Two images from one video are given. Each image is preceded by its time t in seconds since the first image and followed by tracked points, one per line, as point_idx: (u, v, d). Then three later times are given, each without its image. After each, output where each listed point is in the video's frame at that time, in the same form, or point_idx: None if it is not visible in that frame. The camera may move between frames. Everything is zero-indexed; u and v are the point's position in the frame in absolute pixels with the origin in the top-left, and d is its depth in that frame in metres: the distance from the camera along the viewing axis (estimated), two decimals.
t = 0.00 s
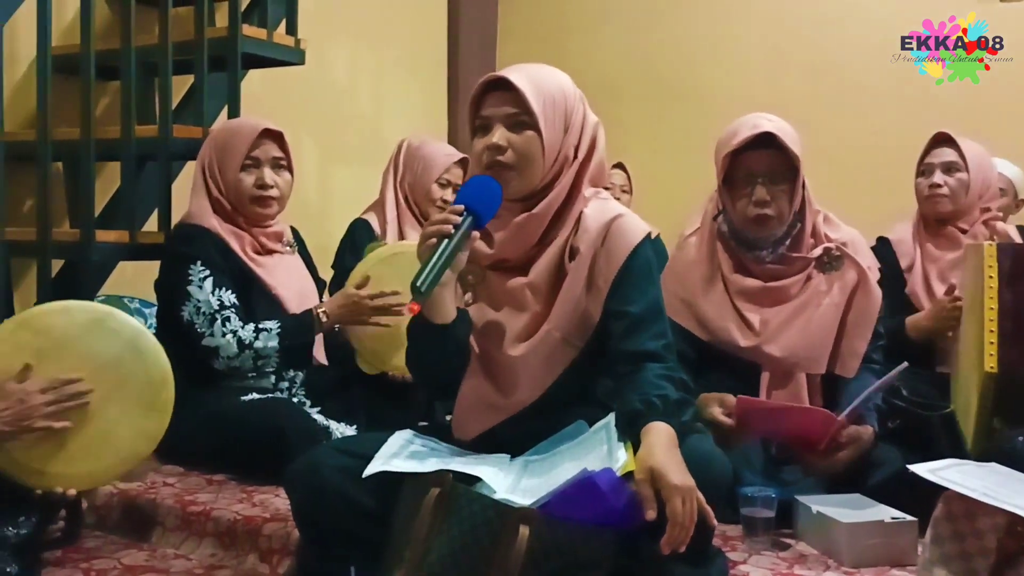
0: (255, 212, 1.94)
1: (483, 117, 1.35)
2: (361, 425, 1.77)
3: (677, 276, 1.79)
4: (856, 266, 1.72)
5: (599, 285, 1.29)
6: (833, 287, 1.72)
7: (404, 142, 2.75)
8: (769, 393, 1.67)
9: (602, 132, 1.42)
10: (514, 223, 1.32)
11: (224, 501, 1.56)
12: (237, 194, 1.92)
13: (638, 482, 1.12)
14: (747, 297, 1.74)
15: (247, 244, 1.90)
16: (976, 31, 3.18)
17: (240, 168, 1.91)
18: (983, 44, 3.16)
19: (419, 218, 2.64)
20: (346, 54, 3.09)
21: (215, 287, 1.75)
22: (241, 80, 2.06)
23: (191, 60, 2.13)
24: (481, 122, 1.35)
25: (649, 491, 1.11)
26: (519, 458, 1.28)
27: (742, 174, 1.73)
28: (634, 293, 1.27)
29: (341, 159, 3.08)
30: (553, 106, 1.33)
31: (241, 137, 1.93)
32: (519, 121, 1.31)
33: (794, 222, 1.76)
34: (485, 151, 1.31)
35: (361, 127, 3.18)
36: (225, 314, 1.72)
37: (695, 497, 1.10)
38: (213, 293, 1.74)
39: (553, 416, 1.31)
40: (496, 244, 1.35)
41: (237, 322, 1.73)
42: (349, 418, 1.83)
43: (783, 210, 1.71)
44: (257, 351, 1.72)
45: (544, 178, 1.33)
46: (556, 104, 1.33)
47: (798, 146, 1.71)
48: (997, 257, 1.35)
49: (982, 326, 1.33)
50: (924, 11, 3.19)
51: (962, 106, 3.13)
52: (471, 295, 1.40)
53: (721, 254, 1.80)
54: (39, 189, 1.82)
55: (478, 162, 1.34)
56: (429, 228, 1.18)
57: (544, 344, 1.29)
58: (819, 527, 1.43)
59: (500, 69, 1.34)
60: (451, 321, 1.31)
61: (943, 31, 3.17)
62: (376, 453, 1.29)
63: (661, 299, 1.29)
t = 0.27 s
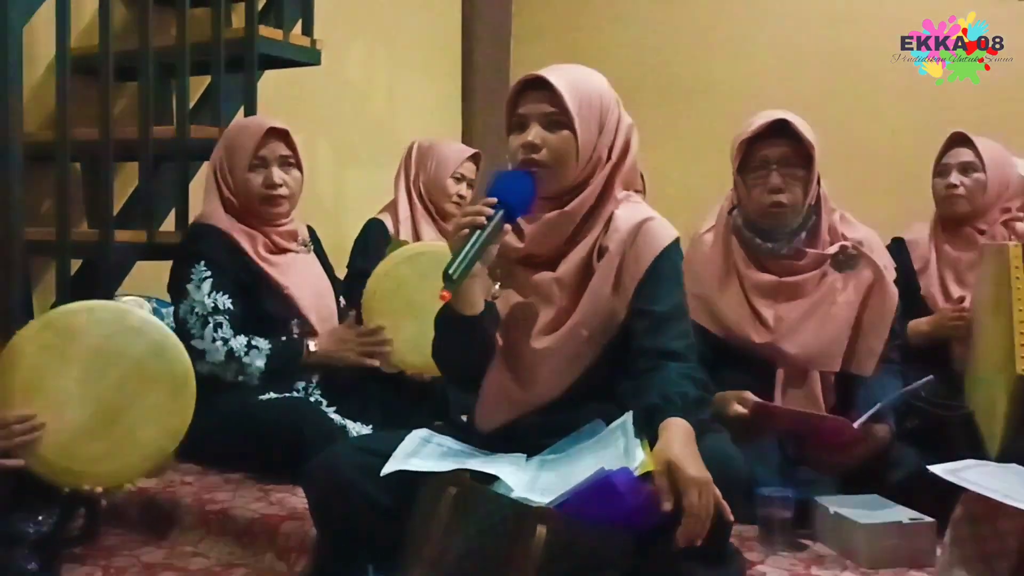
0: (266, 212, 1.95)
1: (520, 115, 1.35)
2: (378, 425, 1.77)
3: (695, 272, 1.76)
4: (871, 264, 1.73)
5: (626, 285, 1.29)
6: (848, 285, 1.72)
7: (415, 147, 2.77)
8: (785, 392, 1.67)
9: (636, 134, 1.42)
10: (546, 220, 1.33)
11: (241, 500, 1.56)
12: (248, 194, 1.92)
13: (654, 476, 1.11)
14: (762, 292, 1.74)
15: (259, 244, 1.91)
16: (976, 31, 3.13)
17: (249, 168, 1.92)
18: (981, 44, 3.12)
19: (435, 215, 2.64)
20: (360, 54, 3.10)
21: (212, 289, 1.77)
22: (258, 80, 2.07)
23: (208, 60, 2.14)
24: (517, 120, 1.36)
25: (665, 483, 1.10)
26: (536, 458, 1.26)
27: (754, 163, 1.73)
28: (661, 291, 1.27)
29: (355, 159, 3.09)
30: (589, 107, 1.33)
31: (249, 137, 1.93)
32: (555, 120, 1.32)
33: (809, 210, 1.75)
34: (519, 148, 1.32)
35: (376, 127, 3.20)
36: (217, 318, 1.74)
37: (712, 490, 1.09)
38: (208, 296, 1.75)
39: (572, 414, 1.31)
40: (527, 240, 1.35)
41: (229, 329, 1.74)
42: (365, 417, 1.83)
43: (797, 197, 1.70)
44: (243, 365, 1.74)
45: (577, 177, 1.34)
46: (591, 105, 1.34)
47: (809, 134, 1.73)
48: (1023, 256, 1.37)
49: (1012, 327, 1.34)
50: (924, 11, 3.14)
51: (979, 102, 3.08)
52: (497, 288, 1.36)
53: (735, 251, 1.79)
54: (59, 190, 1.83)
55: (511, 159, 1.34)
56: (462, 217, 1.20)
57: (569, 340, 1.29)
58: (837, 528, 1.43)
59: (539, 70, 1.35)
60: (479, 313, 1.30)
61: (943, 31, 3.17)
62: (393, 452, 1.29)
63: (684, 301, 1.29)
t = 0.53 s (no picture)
0: (278, 213, 1.95)
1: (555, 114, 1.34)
2: (393, 424, 1.78)
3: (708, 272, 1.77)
4: (886, 263, 1.71)
5: (652, 286, 1.29)
6: (861, 283, 1.71)
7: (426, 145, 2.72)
8: (798, 390, 1.66)
9: (671, 136, 1.40)
10: (577, 219, 1.33)
11: (256, 499, 1.57)
12: (260, 195, 1.93)
13: (671, 471, 1.11)
14: (775, 288, 1.73)
15: (273, 245, 1.92)
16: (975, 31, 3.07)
17: (261, 171, 1.92)
18: (982, 44, 3.06)
19: (447, 214, 2.66)
20: (373, 55, 3.11)
21: (223, 289, 1.79)
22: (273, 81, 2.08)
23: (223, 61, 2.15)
24: (552, 119, 1.34)
25: (681, 477, 1.11)
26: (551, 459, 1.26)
27: (766, 156, 1.72)
28: (685, 292, 1.27)
29: (369, 159, 3.10)
30: (624, 109, 1.33)
31: (260, 140, 1.93)
32: (591, 122, 1.31)
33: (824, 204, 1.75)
34: (553, 147, 1.31)
35: (389, 127, 3.21)
36: (228, 317, 1.76)
37: (728, 485, 1.10)
38: (220, 295, 1.78)
39: (590, 412, 1.31)
40: (556, 236, 1.35)
41: (240, 327, 1.77)
42: (381, 416, 1.84)
43: (809, 188, 1.70)
44: (252, 365, 1.76)
45: (610, 178, 1.33)
46: (627, 107, 1.33)
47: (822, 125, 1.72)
48: None
49: None
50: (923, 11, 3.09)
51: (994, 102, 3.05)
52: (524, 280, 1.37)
53: (748, 247, 1.79)
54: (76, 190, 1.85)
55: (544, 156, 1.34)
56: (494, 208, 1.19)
57: (593, 337, 1.29)
58: (852, 528, 1.42)
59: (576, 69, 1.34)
60: (505, 304, 1.30)
61: (943, 31, 3.08)
62: (409, 450, 1.29)
63: (708, 302, 1.29)
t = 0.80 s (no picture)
0: (298, 211, 1.96)
1: (581, 116, 1.34)
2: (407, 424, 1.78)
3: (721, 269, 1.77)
4: (900, 264, 1.71)
5: (673, 289, 1.29)
6: (875, 283, 1.71)
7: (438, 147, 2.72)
8: (811, 390, 1.66)
9: (699, 138, 1.39)
10: (601, 220, 1.33)
11: (271, 499, 1.57)
12: (282, 193, 1.94)
13: (685, 468, 1.11)
14: (789, 286, 1.72)
15: (292, 243, 1.93)
16: (975, 31, 3.08)
17: (284, 168, 1.93)
18: (982, 44, 3.07)
19: (461, 214, 2.68)
20: (386, 56, 3.12)
21: (261, 289, 1.80)
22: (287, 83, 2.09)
23: (238, 63, 2.16)
24: (578, 121, 1.34)
25: (695, 474, 1.10)
26: (566, 459, 1.26)
27: (780, 154, 1.72)
28: (707, 295, 1.27)
29: (382, 159, 3.11)
30: (650, 111, 1.32)
31: (284, 138, 1.94)
32: (616, 124, 1.31)
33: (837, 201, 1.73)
34: (579, 149, 1.31)
35: (401, 128, 3.22)
36: (272, 315, 1.78)
37: (742, 484, 1.09)
38: (260, 295, 1.79)
39: (606, 413, 1.31)
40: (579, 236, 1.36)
41: (283, 324, 1.78)
42: (395, 417, 1.84)
43: (823, 185, 1.69)
44: (302, 352, 1.78)
45: (634, 180, 1.33)
46: (654, 109, 1.32)
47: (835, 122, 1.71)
48: None
49: None
50: (924, 10, 3.09)
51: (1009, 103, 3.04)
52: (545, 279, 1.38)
53: (762, 246, 1.78)
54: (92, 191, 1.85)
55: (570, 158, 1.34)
56: (519, 205, 1.20)
57: (614, 338, 1.29)
58: (868, 530, 1.42)
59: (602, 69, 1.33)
60: (526, 301, 1.30)
61: (943, 31, 3.07)
62: (424, 450, 1.30)
63: (729, 305, 1.28)
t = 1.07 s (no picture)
0: (316, 214, 1.97)
1: (593, 120, 1.33)
2: (420, 425, 1.79)
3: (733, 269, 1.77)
4: (915, 266, 1.71)
5: (689, 294, 1.29)
6: (890, 284, 1.70)
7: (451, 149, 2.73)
8: (824, 390, 1.66)
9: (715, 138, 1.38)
10: (615, 225, 1.33)
11: (285, 499, 1.58)
12: (300, 194, 1.95)
13: (699, 471, 1.10)
14: (801, 287, 1.72)
15: (308, 245, 1.94)
16: (975, 31, 3.06)
17: (303, 171, 1.94)
18: (983, 44, 3.04)
19: (474, 215, 2.68)
20: (398, 58, 3.13)
21: (272, 291, 1.80)
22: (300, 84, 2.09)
23: (252, 65, 2.17)
24: (589, 125, 1.34)
25: (708, 477, 1.09)
26: (579, 461, 1.26)
27: (794, 155, 1.71)
28: (722, 301, 1.27)
29: (394, 161, 3.12)
30: (662, 114, 1.31)
31: (305, 141, 1.95)
32: (628, 128, 1.30)
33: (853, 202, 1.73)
34: (592, 155, 1.30)
35: (414, 130, 3.22)
36: (281, 317, 1.78)
37: (756, 485, 1.08)
38: (270, 297, 1.79)
39: (620, 416, 1.31)
40: (593, 239, 1.36)
41: (292, 326, 1.78)
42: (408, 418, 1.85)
43: (836, 188, 1.68)
44: (311, 356, 1.78)
45: (647, 184, 1.33)
46: (666, 112, 1.31)
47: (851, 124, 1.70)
48: None
49: None
50: (923, 10, 3.07)
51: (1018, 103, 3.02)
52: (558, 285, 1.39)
53: (775, 246, 1.78)
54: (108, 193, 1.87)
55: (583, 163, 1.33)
56: (535, 216, 1.20)
57: (628, 342, 1.29)
58: (882, 532, 1.41)
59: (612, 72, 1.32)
60: (540, 308, 1.31)
61: (942, 31, 3.05)
62: (436, 452, 1.30)
63: (745, 310, 1.28)
